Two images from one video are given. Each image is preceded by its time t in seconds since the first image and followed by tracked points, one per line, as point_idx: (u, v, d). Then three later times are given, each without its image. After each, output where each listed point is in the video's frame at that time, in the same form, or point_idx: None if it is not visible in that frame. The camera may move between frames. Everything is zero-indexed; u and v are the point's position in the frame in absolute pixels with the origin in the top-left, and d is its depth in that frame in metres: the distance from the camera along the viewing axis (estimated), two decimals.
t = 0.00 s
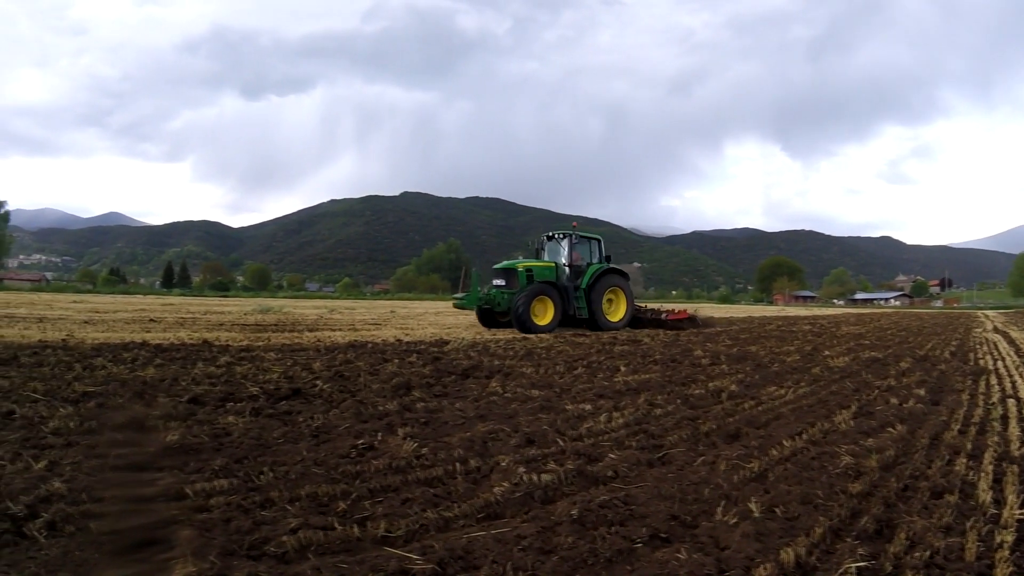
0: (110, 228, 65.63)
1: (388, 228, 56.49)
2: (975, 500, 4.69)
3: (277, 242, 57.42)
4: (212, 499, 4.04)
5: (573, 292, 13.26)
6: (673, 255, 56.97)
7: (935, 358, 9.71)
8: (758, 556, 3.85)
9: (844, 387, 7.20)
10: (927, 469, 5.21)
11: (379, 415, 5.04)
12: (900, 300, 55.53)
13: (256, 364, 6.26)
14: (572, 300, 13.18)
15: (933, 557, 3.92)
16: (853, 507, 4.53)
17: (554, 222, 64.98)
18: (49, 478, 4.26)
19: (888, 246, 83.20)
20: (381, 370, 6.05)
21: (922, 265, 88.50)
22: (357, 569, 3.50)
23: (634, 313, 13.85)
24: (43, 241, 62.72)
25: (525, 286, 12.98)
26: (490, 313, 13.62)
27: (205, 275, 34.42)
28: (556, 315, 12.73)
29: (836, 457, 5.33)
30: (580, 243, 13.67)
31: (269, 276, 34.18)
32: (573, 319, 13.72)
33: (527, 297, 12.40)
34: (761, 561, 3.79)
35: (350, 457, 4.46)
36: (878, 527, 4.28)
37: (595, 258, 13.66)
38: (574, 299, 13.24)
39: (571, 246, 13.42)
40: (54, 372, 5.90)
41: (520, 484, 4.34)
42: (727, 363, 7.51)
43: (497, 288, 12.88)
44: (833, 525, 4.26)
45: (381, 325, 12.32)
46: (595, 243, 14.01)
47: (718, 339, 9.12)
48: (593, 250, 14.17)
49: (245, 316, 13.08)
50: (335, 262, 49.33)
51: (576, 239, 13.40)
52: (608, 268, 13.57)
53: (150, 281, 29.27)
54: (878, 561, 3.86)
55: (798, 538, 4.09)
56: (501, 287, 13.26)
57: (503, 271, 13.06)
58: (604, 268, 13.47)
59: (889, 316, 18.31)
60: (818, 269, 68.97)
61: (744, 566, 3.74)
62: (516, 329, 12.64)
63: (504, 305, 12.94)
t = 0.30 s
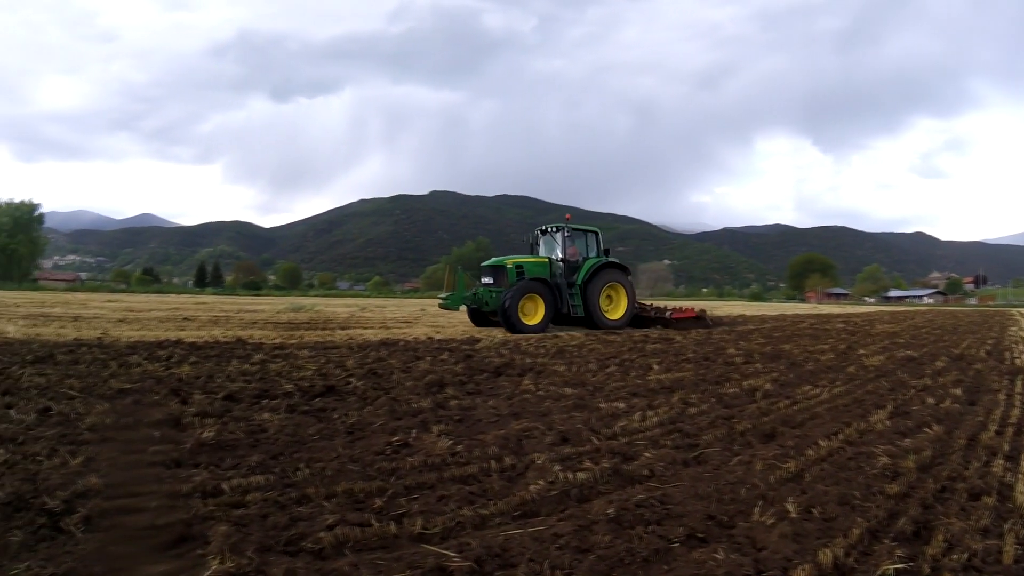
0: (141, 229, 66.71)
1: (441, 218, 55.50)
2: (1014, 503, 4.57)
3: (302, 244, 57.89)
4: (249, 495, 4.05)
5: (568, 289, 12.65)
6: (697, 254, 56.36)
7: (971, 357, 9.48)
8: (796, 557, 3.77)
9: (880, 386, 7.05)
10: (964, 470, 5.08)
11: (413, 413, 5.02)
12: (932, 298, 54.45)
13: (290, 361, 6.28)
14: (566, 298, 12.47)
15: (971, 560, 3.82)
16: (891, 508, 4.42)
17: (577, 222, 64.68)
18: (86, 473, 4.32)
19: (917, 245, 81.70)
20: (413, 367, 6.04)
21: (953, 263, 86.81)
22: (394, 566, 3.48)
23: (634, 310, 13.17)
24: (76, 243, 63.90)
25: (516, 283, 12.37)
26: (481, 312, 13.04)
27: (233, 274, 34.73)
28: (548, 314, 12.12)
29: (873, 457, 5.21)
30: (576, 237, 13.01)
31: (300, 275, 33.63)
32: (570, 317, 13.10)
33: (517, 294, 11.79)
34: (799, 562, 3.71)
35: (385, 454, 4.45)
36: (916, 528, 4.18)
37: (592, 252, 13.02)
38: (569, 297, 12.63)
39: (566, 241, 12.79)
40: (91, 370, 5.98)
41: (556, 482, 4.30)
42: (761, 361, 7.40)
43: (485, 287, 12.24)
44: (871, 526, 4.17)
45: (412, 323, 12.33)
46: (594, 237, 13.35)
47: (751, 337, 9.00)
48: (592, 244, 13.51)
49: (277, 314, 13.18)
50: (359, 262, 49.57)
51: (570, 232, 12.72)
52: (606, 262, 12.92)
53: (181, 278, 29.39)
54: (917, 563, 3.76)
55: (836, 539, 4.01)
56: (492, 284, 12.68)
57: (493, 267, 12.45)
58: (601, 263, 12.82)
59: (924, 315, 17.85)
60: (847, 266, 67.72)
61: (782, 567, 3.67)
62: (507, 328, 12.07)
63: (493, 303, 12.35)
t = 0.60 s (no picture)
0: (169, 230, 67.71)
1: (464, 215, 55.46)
2: None
3: (325, 244, 58.34)
4: (283, 491, 4.06)
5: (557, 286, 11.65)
6: (720, 254, 55.77)
7: (1006, 357, 9.27)
8: (832, 558, 3.70)
9: (914, 386, 6.92)
10: (1002, 473, 4.96)
11: (445, 410, 5.01)
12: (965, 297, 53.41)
13: (321, 358, 6.30)
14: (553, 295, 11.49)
15: (1008, 564, 3.74)
16: (926, 510, 4.33)
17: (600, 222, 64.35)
18: (120, 469, 4.37)
19: (944, 243, 80.22)
20: (444, 365, 6.02)
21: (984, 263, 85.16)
22: (430, 564, 3.46)
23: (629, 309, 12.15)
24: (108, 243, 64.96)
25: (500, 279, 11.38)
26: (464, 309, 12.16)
27: (260, 273, 35.03)
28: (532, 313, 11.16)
29: (908, 458, 5.10)
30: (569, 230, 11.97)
31: (330, 274, 33.27)
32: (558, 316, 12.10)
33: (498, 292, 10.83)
34: (835, 564, 3.64)
35: (418, 451, 4.44)
36: (951, 531, 4.09)
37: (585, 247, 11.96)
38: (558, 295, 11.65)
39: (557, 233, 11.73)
40: (125, 367, 6.05)
41: (589, 481, 4.26)
42: (793, 360, 7.29)
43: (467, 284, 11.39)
44: (906, 528, 4.08)
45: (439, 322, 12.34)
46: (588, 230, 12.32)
47: (782, 336, 8.88)
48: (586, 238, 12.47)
49: (306, 313, 13.27)
50: (381, 262, 49.79)
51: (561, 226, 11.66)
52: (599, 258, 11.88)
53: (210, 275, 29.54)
54: (953, 566, 3.68)
55: (872, 540, 3.93)
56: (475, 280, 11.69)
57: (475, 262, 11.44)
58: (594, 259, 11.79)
59: (958, 314, 17.40)
60: (874, 266, 66.63)
61: (818, 569, 3.60)
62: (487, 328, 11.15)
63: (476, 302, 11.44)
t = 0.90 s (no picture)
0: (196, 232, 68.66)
1: (493, 207, 54.89)
2: None
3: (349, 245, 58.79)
4: (318, 491, 4.06)
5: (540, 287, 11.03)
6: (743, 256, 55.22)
7: None
8: (870, 564, 3.62)
9: (950, 390, 6.77)
10: None
11: (478, 411, 4.99)
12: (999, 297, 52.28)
13: (353, 358, 6.32)
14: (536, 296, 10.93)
15: None
16: (965, 516, 4.23)
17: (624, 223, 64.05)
18: (157, 467, 4.41)
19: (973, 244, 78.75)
20: (476, 366, 6.01)
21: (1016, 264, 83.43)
22: (467, 565, 3.44)
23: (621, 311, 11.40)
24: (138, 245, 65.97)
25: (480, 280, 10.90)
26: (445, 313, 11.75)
27: (289, 274, 35.33)
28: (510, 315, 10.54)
29: (945, 463, 4.99)
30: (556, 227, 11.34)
31: (360, 275, 33.14)
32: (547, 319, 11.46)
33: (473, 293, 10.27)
34: (873, 571, 3.57)
35: (452, 452, 4.42)
36: (989, 537, 3.99)
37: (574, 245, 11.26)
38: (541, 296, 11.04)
39: (541, 230, 11.13)
40: (159, 366, 6.11)
41: (625, 484, 4.22)
42: (827, 363, 7.18)
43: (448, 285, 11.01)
44: (944, 533, 3.99)
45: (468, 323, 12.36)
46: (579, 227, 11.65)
47: (815, 338, 8.76)
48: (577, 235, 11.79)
49: (336, 313, 13.38)
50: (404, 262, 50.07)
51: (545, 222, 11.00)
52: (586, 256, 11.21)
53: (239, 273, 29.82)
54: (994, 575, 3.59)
55: (910, 546, 3.84)
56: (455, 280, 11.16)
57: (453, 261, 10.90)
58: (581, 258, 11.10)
59: (995, 316, 16.98)
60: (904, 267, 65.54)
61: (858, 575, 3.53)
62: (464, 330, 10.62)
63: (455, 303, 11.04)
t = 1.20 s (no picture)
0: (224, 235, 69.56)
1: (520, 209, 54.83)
2: None
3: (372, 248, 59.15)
4: (354, 493, 4.07)
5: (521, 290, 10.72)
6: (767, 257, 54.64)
7: None
8: (911, 571, 3.55)
9: (989, 393, 6.63)
10: None
11: (511, 414, 4.98)
12: None
13: (386, 361, 6.34)
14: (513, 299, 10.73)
15: None
16: (1005, 522, 4.13)
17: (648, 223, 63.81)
18: (193, 469, 4.45)
19: (1003, 244, 77.19)
20: (508, 369, 6.00)
21: None
22: (503, 568, 3.42)
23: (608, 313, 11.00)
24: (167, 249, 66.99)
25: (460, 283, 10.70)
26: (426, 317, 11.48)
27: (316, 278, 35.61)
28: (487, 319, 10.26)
29: (985, 468, 4.88)
30: (539, 227, 11.02)
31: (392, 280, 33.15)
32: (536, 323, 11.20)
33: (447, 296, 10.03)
34: None
35: (487, 455, 4.41)
36: None
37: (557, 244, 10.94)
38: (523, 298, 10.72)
39: (523, 230, 10.83)
40: (194, 367, 6.17)
41: (662, 489, 4.18)
42: (863, 366, 7.08)
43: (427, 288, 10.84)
44: (983, 540, 3.91)
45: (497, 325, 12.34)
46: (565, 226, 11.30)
47: (850, 341, 8.63)
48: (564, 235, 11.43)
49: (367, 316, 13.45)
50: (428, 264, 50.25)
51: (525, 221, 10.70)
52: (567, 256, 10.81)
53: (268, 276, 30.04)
54: None
55: (950, 553, 3.76)
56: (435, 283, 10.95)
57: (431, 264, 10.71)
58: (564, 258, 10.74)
59: None
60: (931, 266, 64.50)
61: None
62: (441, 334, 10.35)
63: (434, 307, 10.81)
